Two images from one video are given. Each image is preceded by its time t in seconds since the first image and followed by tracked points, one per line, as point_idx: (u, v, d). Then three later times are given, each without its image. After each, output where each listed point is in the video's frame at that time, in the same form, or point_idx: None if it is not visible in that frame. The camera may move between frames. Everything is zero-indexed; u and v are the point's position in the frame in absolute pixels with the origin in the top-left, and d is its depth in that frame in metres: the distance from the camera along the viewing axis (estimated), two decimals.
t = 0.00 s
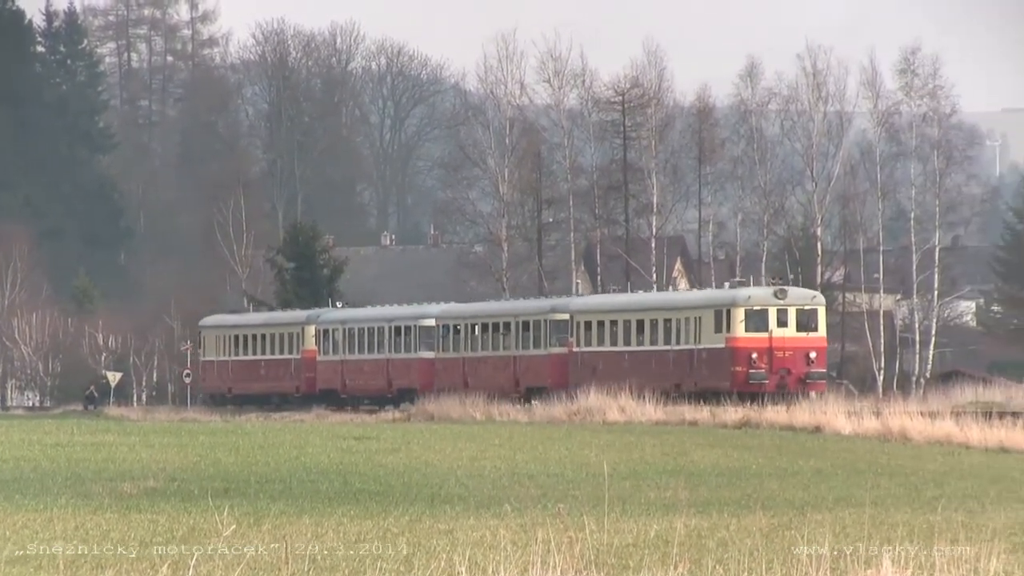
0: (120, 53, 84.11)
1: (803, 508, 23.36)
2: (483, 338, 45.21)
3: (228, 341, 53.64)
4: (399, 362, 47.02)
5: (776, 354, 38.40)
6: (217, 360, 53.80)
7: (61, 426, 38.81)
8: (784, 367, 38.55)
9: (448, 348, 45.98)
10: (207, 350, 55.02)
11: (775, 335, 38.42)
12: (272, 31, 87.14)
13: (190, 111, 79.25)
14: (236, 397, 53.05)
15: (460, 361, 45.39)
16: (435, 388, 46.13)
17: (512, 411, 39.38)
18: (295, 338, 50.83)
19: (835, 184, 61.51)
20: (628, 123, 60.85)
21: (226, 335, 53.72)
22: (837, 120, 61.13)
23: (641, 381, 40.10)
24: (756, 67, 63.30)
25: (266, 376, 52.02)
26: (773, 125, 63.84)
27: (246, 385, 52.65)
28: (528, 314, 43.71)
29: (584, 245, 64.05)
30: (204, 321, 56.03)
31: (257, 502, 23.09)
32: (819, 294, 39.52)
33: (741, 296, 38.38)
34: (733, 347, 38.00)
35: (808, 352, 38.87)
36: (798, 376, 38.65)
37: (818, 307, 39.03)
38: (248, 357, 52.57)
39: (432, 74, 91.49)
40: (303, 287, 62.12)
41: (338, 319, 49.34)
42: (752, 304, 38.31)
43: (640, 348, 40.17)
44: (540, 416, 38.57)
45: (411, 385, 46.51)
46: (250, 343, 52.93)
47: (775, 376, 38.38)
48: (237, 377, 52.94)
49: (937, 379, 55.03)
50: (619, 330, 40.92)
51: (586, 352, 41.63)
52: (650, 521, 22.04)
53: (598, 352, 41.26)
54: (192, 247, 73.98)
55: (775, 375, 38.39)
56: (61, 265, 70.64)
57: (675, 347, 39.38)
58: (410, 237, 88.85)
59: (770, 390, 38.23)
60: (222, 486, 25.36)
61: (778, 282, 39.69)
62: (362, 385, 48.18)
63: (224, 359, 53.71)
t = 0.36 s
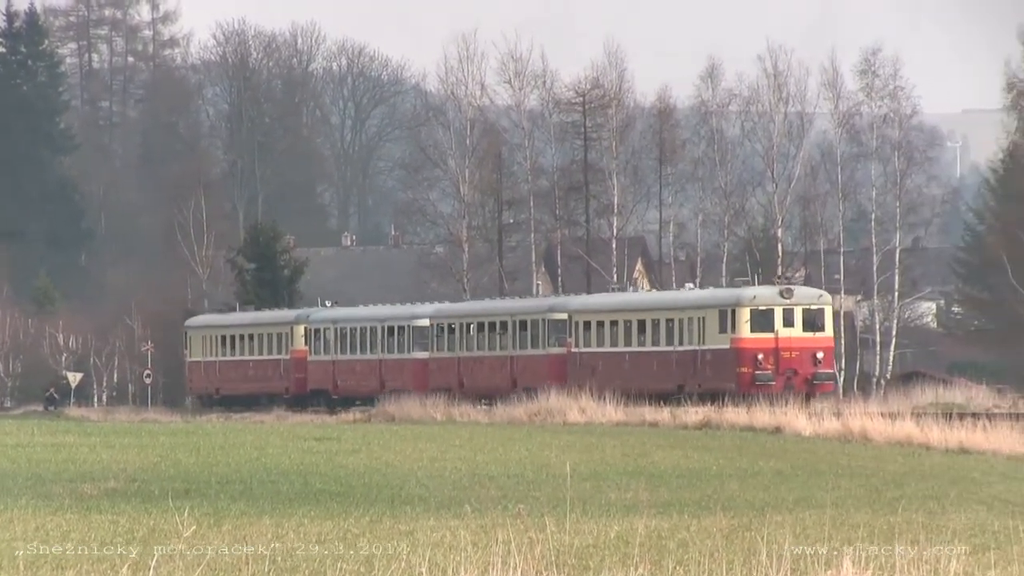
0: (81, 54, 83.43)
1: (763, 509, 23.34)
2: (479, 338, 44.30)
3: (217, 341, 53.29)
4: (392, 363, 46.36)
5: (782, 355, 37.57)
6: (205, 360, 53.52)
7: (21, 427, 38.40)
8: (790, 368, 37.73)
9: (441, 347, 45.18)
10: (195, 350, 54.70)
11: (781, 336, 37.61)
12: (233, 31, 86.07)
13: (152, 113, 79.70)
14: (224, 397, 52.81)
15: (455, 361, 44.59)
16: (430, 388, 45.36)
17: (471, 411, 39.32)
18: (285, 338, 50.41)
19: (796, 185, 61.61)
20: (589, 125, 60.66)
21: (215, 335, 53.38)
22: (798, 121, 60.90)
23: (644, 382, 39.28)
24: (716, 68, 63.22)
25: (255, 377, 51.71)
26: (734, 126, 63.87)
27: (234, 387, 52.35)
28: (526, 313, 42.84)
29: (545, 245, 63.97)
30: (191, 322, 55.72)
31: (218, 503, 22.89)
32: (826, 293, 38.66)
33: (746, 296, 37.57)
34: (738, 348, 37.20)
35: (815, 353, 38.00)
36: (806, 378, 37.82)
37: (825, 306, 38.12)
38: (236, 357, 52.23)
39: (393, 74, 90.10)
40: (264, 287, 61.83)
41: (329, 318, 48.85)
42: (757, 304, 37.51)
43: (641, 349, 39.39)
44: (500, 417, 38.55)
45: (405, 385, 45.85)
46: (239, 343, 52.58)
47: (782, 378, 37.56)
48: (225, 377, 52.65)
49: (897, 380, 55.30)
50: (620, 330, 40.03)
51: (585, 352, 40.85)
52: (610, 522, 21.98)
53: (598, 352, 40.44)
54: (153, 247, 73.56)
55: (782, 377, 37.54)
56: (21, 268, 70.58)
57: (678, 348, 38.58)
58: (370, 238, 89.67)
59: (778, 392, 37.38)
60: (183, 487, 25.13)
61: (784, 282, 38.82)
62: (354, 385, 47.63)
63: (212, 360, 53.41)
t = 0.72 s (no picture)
0: (42, 55, 82.60)
1: (723, 510, 23.41)
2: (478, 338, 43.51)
3: (206, 342, 52.53)
4: (387, 364, 45.63)
5: (791, 357, 36.70)
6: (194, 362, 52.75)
7: None
8: (798, 370, 36.86)
9: (438, 349, 44.51)
10: (184, 352, 53.89)
11: (789, 337, 36.74)
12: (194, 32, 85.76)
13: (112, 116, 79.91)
14: (213, 399, 52.02)
15: (451, 363, 43.84)
16: (427, 389, 44.57)
17: (432, 413, 39.28)
18: (276, 339, 49.64)
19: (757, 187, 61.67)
20: (550, 126, 60.49)
21: (204, 336, 52.72)
22: (758, 123, 60.99)
23: (650, 384, 38.45)
24: (677, 70, 63.23)
25: (246, 379, 50.95)
26: (694, 129, 63.85)
27: (223, 389, 51.63)
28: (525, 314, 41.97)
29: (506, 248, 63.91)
30: (180, 322, 55.08)
31: (180, 505, 22.81)
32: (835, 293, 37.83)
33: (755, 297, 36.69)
34: (746, 349, 36.32)
35: (824, 355, 37.14)
36: (814, 380, 36.94)
37: (834, 307, 37.29)
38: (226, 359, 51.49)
39: (353, 77, 90.57)
40: (224, 289, 61.68)
41: (323, 318, 48.19)
42: (766, 304, 36.61)
43: (645, 350, 38.56)
44: (462, 419, 38.58)
45: (400, 386, 45.04)
46: (228, 344, 51.84)
47: (790, 380, 36.68)
48: (213, 379, 51.93)
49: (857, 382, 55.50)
50: (623, 330, 39.15)
51: (587, 353, 40.00)
52: (571, 524, 21.98)
53: (600, 352, 39.59)
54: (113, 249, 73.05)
55: (790, 379, 36.68)
56: None
57: (684, 348, 37.73)
58: (331, 241, 89.56)
59: (786, 395, 36.53)
60: (144, 488, 25.05)
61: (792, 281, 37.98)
62: (348, 386, 46.88)
63: (201, 361, 52.69)
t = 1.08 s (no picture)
0: (8, 57, 75.80)
1: (692, 511, 23.37)
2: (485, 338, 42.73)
3: (203, 342, 51.77)
4: (389, 365, 44.85)
5: (807, 357, 35.72)
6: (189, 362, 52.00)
7: None
8: (816, 370, 35.84)
9: (443, 349, 43.76)
10: (179, 351, 53.30)
11: (806, 337, 35.77)
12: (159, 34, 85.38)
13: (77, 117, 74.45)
14: (209, 399, 51.44)
15: (456, 364, 43.05)
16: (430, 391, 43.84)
17: (400, 415, 39.16)
18: (275, 338, 48.99)
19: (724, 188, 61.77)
20: (517, 128, 60.20)
21: (200, 335, 51.94)
22: (725, 125, 60.98)
23: (663, 385, 37.66)
24: (644, 71, 63.13)
25: (242, 379, 50.27)
26: (662, 130, 62.55)
27: (217, 389, 50.98)
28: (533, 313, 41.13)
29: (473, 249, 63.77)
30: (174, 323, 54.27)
31: (147, 506, 22.65)
32: (853, 292, 36.79)
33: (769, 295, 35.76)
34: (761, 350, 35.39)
35: (842, 354, 36.09)
36: (832, 381, 35.88)
37: (852, 306, 36.29)
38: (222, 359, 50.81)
39: (320, 77, 90.34)
40: (190, 292, 61.38)
41: (324, 318, 47.43)
42: (781, 303, 35.68)
43: (657, 350, 37.75)
44: (428, 420, 38.52)
45: (402, 388, 44.27)
46: (224, 345, 51.04)
47: (807, 380, 35.68)
48: (209, 379, 51.26)
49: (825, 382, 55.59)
50: (633, 331, 38.40)
51: (596, 354, 39.18)
52: (539, 525, 21.91)
53: (610, 353, 38.80)
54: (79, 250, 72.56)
55: (807, 379, 35.69)
56: None
57: (696, 349, 36.95)
58: (298, 243, 89.51)
59: (802, 397, 35.56)
60: (112, 490, 24.85)
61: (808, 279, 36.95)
62: (349, 387, 46.08)
63: (196, 362, 52.02)
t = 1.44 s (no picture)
0: None
1: (661, 514, 23.36)
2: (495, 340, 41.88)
3: (202, 344, 50.67)
4: (395, 367, 44.03)
5: (828, 358, 34.98)
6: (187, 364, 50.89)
7: None
8: (836, 371, 35.11)
9: (450, 351, 42.93)
10: (176, 355, 52.22)
11: (826, 337, 35.05)
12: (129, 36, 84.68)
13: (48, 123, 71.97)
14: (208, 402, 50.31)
15: (464, 365, 42.24)
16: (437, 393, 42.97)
17: (369, 417, 39.07)
18: (276, 340, 48.00)
19: (693, 190, 61.90)
20: (486, 131, 60.05)
21: (198, 338, 50.87)
22: (695, 128, 60.97)
23: (681, 387, 36.95)
24: (613, 74, 63.13)
25: (243, 381, 49.23)
26: (631, 133, 63.20)
27: (217, 392, 49.89)
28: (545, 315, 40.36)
29: (442, 251, 63.67)
30: (171, 324, 53.20)
31: (116, 509, 22.53)
32: (873, 292, 36.15)
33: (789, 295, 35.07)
34: (782, 350, 34.68)
35: (863, 355, 35.40)
36: (854, 382, 35.16)
37: (873, 306, 35.64)
38: (221, 361, 49.73)
39: (290, 81, 89.99)
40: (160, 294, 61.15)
41: (326, 319, 46.53)
42: (801, 303, 34.95)
43: (673, 351, 37.02)
44: (398, 422, 38.49)
45: (409, 390, 43.40)
46: (223, 347, 49.95)
47: (829, 382, 34.94)
48: (208, 382, 50.17)
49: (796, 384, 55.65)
50: (648, 331, 37.69)
51: (611, 356, 38.56)
52: (508, 528, 21.88)
53: (625, 355, 38.11)
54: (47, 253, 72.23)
55: (828, 380, 34.94)
56: None
57: (714, 350, 36.24)
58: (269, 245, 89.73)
59: (824, 398, 34.80)
60: (81, 492, 24.73)
61: (828, 279, 36.34)
62: (353, 390, 45.16)
63: (195, 364, 50.93)
